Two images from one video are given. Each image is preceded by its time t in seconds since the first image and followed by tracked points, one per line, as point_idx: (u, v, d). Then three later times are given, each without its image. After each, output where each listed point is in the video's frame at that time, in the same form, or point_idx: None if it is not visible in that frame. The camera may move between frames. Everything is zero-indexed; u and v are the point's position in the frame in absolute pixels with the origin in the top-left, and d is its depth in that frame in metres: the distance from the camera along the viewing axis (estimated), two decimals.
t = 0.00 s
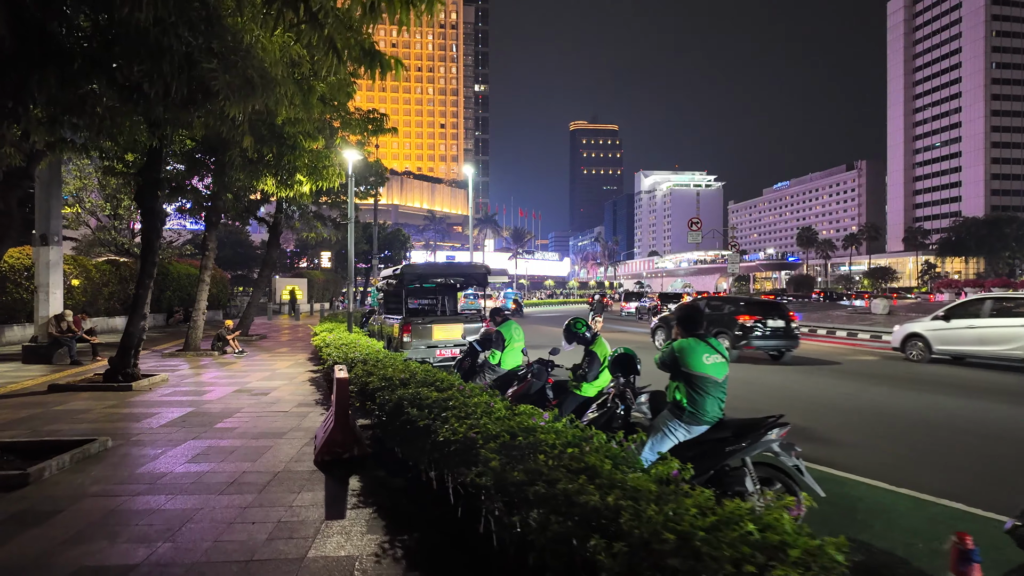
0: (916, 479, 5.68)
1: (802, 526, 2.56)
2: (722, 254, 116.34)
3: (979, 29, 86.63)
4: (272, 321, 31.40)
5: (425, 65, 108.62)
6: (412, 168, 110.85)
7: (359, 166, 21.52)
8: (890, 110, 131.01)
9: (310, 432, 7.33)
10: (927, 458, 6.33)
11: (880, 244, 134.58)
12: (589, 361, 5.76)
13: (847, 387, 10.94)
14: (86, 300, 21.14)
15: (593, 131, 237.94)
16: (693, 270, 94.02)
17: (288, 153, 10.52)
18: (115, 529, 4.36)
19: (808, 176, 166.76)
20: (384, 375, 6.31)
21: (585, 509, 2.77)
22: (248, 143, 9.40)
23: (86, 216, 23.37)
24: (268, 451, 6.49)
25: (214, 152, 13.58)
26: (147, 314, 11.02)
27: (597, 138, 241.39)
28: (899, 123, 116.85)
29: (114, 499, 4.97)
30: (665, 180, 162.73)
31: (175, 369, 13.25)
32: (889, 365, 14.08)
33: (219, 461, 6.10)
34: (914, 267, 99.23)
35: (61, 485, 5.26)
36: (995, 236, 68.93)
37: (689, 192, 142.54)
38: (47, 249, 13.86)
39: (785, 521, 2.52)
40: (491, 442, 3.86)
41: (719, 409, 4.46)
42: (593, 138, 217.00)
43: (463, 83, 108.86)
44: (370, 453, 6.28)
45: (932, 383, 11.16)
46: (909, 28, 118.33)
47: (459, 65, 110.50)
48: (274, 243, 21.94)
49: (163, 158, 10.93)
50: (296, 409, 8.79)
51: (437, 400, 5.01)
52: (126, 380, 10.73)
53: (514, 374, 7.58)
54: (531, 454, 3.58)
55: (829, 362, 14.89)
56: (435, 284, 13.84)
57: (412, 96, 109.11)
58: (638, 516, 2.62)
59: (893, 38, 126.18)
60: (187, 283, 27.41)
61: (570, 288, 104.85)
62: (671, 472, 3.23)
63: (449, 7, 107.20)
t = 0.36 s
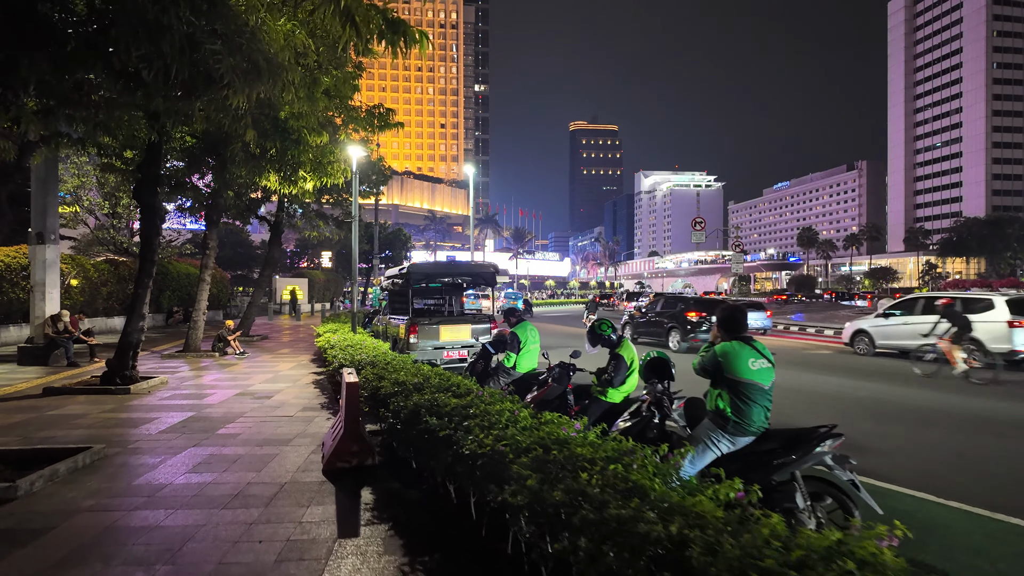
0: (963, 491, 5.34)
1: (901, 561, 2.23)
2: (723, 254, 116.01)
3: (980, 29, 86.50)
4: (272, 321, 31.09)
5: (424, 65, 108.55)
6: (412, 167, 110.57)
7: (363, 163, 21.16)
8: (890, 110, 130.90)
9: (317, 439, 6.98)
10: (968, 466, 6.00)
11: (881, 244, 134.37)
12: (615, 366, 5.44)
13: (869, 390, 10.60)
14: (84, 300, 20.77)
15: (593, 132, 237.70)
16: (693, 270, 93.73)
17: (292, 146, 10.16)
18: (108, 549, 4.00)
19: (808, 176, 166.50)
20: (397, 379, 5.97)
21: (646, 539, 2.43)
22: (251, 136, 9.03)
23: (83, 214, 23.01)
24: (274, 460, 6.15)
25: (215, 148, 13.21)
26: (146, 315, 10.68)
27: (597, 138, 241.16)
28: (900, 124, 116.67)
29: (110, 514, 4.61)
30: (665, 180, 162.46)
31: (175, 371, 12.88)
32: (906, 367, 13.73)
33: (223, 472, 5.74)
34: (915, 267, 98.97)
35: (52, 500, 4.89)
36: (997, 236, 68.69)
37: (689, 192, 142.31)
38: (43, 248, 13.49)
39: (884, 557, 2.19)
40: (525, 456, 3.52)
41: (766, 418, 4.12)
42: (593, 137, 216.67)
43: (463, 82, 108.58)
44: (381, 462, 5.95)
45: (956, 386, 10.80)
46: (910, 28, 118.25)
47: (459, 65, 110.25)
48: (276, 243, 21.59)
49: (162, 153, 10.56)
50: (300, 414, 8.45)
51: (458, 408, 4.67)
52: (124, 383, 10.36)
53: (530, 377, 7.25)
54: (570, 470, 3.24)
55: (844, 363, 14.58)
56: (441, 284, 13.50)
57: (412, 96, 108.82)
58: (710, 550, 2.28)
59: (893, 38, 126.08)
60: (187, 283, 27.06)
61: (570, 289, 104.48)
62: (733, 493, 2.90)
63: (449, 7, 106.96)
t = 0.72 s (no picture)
0: (1008, 503, 4.97)
1: None
2: (720, 254, 115.86)
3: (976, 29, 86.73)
4: (267, 320, 30.60)
5: (421, 64, 108.14)
6: (408, 166, 110.03)
7: (361, 160, 20.74)
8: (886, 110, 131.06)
9: (313, 447, 6.55)
10: (1005, 474, 5.67)
11: (877, 244, 134.53)
12: (635, 369, 5.09)
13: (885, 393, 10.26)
14: (74, 300, 20.29)
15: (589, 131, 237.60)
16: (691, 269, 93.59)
17: (288, 138, 9.76)
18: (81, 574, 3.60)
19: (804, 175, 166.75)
20: (400, 383, 5.59)
21: None
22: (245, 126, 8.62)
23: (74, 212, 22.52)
24: (269, 470, 5.74)
25: (207, 143, 12.77)
26: (135, 314, 10.26)
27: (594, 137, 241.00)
28: (896, 123, 116.81)
29: (87, 533, 4.20)
30: (662, 179, 162.32)
31: (166, 373, 12.44)
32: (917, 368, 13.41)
33: (212, 484, 5.32)
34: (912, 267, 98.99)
35: (24, 516, 4.48)
36: (993, 235, 68.73)
37: (686, 192, 142.21)
38: (29, 245, 13.03)
39: None
40: (550, 472, 3.15)
41: (809, 425, 3.76)
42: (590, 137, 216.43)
43: (459, 81, 108.21)
44: (383, 471, 5.56)
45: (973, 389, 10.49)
46: (906, 28, 118.40)
47: (456, 64, 109.86)
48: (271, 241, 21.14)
49: (152, 145, 10.12)
50: (296, 419, 8.04)
51: (469, 415, 4.30)
52: (112, 386, 9.93)
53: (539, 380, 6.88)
54: (605, 489, 2.86)
55: (851, 365, 14.29)
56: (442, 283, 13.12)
57: (408, 95, 108.34)
58: None
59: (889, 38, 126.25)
60: (180, 282, 26.60)
61: (567, 288, 104.14)
62: (795, 519, 2.53)
63: (446, 6, 106.75)
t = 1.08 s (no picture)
0: None
1: None
2: (716, 254, 115.74)
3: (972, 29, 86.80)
4: (261, 321, 30.09)
5: (416, 63, 107.62)
6: (405, 166, 109.46)
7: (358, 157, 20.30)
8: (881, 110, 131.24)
9: (309, 462, 6.15)
10: None
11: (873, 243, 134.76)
12: (659, 380, 4.71)
13: (902, 399, 9.94)
14: (63, 301, 19.81)
15: (586, 131, 237.49)
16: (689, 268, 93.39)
17: (282, 133, 9.32)
18: None
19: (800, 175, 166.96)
20: (403, 394, 5.20)
21: None
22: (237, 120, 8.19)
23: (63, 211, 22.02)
24: (262, 488, 5.33)
25: (200, 140, 12.33)
26: (123, 317, 9.82)
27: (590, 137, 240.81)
28: (892, 123, 116.95)
29: (59, 566, 3.78)
30: (658, 179, 162.22)
31: (156, 378, 12.00)
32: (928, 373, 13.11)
33: (202, 504, 4.92)
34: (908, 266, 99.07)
35: None
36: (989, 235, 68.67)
37: (682, 191, 142.10)
38: (13, 245, 12.55)
39: None
40: (582, 507, 2.75)
41: (862, 446, 3.37)
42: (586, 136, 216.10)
43: (455, 81, 107.80)
44: (385, 489, 5.17)
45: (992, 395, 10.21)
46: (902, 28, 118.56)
47: (452, 64, 109.44)
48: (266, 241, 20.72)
49: (140, 139, 9.65)
50: (291, 429, 7.64)
51: (481, 433, 3.91)
52: (98, 392, 9.49)
53: (551, 389, 6.53)
54: (650, 533, 2.47)
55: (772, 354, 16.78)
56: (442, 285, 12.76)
57: (404, 94, 107.84)
58: None
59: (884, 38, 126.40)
60: (173, 283, 26.12)
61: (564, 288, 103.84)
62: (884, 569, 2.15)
63: (443, 5, 106.31)
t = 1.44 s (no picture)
0: None
1: None
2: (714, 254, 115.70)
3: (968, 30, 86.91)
4: (257, 321, 29.66)
5: (413, 63, 107.19)
6: (401, 165, 109.00)
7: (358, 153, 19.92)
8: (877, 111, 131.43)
9: (312, 468, 5.79)
10: None
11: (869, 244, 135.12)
12: (693, 382, 4.35)
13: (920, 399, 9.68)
14: (54, 300, 19.37)
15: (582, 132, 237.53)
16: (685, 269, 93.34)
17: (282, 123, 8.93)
18: None
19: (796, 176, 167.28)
20: (415, 397, 4.82)
21: None
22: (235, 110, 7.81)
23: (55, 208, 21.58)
24: (262, 498, 4.95)
25: (195, 133, 11.92)
26: (115, 315, 9.43)
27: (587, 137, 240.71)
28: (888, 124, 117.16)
29: None
30: (655, 180, 162.19)
31: (149, 379, 11.61)
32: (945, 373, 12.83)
33: (196, 517, 4.52)
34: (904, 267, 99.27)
35: None
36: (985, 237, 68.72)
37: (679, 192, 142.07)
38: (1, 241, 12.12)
39: None
40: (636, 529, 2.41)
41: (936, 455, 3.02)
42: (583, 136, 215.94)
43: (452, 81, 107.43)
44: (395, 498, 4.81)
45: (1011, 395, 9.95)
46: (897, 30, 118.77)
47: (448, 64, 109.09)
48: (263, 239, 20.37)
49: (133, 129, 9.23)
50: (291, 432, 7.28)
51: (507, 440, 3.54)
52: (89, 394, 9.09)
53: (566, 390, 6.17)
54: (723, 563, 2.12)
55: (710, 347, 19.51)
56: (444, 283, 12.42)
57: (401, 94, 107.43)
58: None
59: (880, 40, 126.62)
60: (168, 282, 25.71)
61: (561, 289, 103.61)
62: None
63: (440, 4, 105.93)
